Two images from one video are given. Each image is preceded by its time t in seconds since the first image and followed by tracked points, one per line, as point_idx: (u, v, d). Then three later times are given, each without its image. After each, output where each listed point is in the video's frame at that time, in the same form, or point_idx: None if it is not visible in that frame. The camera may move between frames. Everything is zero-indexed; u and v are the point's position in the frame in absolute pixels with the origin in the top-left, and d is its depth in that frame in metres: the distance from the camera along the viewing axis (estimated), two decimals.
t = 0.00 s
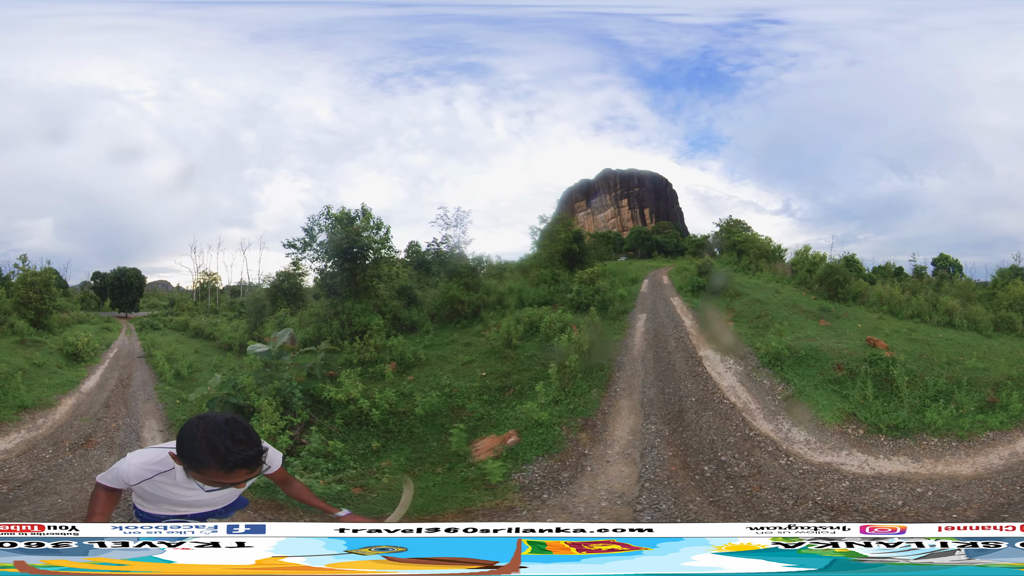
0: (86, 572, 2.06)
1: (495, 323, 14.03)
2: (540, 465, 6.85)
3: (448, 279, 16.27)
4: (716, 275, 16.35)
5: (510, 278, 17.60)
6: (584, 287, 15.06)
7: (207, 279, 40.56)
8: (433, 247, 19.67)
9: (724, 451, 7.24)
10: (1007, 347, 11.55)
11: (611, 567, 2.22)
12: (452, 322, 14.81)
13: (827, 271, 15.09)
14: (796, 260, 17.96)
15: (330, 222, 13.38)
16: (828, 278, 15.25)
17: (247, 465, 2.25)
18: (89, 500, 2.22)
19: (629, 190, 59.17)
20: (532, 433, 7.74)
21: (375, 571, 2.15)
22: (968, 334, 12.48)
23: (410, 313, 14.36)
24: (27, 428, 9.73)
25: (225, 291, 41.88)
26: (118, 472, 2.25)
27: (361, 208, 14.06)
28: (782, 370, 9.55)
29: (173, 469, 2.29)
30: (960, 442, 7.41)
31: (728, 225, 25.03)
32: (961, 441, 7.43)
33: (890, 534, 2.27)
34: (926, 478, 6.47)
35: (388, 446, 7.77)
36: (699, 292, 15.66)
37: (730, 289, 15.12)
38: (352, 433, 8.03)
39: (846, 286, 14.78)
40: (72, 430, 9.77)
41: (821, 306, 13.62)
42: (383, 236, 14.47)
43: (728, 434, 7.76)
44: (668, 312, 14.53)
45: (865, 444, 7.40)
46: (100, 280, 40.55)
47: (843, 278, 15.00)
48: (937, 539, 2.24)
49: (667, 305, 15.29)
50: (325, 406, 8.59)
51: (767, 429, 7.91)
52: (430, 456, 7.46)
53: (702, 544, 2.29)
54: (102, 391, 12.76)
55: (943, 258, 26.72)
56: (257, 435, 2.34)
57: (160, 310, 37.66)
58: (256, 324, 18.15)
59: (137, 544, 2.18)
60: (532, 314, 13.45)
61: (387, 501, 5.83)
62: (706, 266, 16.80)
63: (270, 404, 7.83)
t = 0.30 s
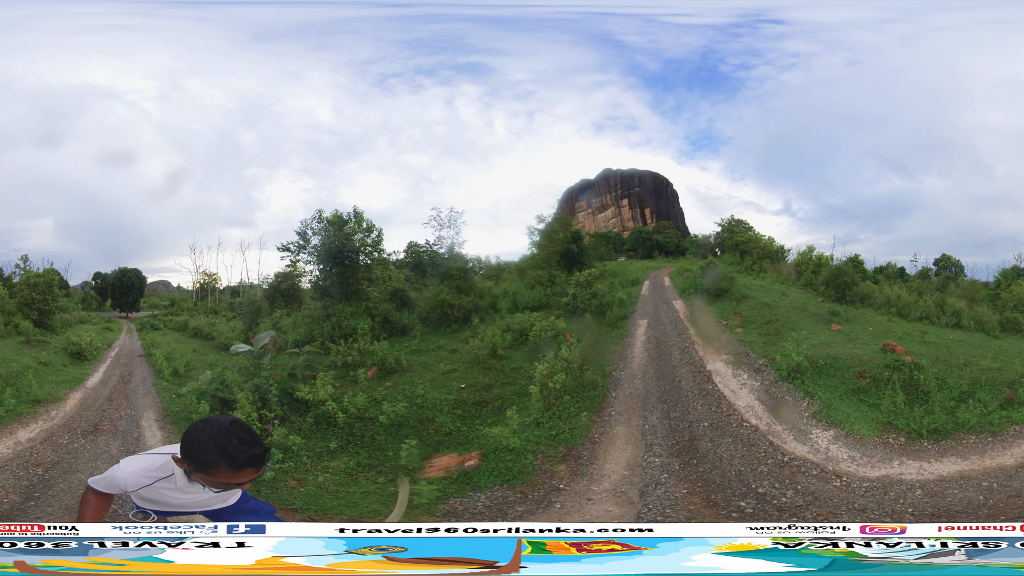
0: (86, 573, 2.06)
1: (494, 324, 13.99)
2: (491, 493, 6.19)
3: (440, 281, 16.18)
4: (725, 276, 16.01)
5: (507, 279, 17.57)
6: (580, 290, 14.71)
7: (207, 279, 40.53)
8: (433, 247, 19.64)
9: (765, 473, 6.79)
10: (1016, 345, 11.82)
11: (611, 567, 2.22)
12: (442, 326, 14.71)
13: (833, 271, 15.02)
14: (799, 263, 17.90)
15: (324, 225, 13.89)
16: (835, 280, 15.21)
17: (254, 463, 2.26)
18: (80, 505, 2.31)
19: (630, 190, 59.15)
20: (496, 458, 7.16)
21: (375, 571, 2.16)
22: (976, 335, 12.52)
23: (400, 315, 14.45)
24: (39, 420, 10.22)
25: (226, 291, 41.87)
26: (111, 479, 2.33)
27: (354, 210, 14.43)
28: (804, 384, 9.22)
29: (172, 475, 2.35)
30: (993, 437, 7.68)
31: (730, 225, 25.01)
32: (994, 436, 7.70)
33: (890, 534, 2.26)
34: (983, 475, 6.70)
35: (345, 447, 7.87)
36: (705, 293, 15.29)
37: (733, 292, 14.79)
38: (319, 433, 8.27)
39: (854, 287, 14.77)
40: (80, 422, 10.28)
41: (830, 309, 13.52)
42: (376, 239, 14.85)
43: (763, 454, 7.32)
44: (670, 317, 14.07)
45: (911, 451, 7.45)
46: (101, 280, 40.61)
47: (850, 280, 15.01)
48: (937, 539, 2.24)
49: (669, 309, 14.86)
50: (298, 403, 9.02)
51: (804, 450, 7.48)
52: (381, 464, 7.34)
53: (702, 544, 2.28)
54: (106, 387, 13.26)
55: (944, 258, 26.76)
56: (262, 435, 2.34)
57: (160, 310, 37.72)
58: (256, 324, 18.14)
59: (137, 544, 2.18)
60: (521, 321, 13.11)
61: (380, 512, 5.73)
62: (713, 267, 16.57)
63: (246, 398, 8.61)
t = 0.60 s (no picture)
0: (86, 572, 2.06)
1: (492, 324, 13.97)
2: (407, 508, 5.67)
3: (433, 283, 16.23)
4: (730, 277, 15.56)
5: (504, 280, 17.55)
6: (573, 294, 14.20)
7: (208, 279, 40.51)
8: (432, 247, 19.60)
9: (828, 499, 6.03)
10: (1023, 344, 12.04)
11: (611, 566, 2.21)
12: (431, 329, 14.64)
13: (839, 272, 14.89)
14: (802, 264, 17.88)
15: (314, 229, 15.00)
16: (841, 282, 15.10)
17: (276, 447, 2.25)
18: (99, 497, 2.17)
19: (630, 189, 59.14)
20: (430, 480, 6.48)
21: (374, 571, 2.15)
22: (984, 336, 12.59)
23: (391, 317, 14.59)
24: (49, 411, 10.58)
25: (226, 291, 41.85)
26: (133, 471, 2.22)
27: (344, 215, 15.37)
28: (830, 398, 8.67)
29: (193, 466, 2.31)
30: None
31: (732, 225, 24.98)
32: None
33: (890, 534, 2.27)
34: None
35: (307, 441, 8.09)
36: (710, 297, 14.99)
37: (738, 295, 14.52)
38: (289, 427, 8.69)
39: (862, 289, 14.66)
40: (89, 411, 10.78)
41: (839, 313, 13.16)
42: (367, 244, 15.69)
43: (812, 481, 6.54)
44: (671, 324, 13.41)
45: (959, 452, 7.47)
46: (102, 280, 40.64)
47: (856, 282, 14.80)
48: (937, 539, 2.24)
49: (671, 315, 14.21)
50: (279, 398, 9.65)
51: (855, 470, 6.91)
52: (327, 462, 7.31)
53: (702, 544, 2.29)
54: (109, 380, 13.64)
55: (947, 259, 26.77)
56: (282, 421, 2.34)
57: (160, 310, 37.69)
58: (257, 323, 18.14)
59: (137, 544, 2.18)
60: (509, 328, 12.94)
61: (340, 504, 5.71)
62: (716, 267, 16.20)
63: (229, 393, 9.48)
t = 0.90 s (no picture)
0: (86, 572, 2.06)
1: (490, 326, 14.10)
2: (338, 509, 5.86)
3: (424, 285, 16.39)
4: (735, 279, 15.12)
5: (500, 281, 17.53)
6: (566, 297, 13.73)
7: (208, 279, 40.51)
8: (432, 248, 19.61)
9: (916, 510, 5.96)
10: None
11: (610, 567, 2.22)
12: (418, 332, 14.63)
13: (847, 273, 14.73)
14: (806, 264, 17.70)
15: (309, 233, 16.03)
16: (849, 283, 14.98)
17: (262, 453, 2.25)
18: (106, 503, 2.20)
19: (631, 189, 59.13)
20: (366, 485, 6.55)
21: (375, 571, 2.16)
22: (991, 335, 12.83)
23: (382, 318, 14.83)
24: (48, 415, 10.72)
25: (226, 291, 41.87)
26: (137, 471, 2.24)
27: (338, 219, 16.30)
28: (858, 408, 8.57)
29: (193, 467, 2.30)
30: None
31: (733, 223, 24.91)
32: None
33: (890, 534, 2.27)
34: None
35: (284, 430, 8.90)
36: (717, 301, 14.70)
37: (743, 296, 14.32)
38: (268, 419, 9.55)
39: (868, 290, 14.54)
40: (97, 404, 11.73)
41: (849, 314, 13.13)
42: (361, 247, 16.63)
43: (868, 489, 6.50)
44: (671, 334, 12.94)
45: (997, 446, 7.73)
46: (103, 280, 40.72)
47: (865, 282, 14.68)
48: (937, 539, 2.24)
49: (672, 321, 13.84)
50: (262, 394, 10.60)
51: (913, 477, 6.94)
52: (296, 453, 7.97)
53: (702, 544, 2.29)
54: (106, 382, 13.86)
55: (948, 258, 26.75)
56: (271, 424, 2.34)
57: (161, 310, 37.75)
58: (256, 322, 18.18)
59: (137, 544, 2.18)
60: (495, 334, 12.74)
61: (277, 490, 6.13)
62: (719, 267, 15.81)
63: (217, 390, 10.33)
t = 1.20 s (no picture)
0: (86, 572, 2.06)
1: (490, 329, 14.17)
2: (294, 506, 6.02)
3: (415, 288, 16.40)
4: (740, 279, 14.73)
5: (497, 283, 17.53)
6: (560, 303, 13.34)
7: (208, 279, 40.49)
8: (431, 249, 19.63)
9: (991, 505, 6.00)
10: None
11: (611, 567, 2.21)
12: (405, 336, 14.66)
13: (855, 275, 14.66)
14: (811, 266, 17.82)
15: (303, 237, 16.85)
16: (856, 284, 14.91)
17: (251, 453, 2.26)
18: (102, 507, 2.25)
19: (631, 190, 59.14)
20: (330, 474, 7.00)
21: (375, 571, 2.15)
22: (999, 337, 13.02)
23: (372, 322, 15.05)
24: (50, 413, 10.75)
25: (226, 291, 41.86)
26: (122, 476, 2.27)
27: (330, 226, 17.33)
28: (890, 415, 8.47)
29: (180, 472, 2.32)
30: None
31: (734, 223, 24.82)
32: None
33: (890, 534, 2.27)
34: None
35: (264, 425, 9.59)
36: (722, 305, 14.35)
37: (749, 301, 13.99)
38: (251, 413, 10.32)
39: (877, 292, 14.43)
40: (101, 397, 12.27)
41: (859, 317, 13.13)
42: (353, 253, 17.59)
43: (923, 497, 6.34)
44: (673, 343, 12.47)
45: None
46: (103, 281, 40.71)
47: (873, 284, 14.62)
48: (937, 539, 2.24)
49: (675, 329, 13.28)
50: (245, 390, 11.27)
51: (970, 475, 7.01)
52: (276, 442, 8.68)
53: (702, 544, 2.29)
54: (108, 379, 14.02)
55: (949, 258, 26.74)
56: (260, 423, 2.35)
57: (161, 310, 37.78)
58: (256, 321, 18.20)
59: (137, 544, 2.18)
60: (479, 343, 12.32)
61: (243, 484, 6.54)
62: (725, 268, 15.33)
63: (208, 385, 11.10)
